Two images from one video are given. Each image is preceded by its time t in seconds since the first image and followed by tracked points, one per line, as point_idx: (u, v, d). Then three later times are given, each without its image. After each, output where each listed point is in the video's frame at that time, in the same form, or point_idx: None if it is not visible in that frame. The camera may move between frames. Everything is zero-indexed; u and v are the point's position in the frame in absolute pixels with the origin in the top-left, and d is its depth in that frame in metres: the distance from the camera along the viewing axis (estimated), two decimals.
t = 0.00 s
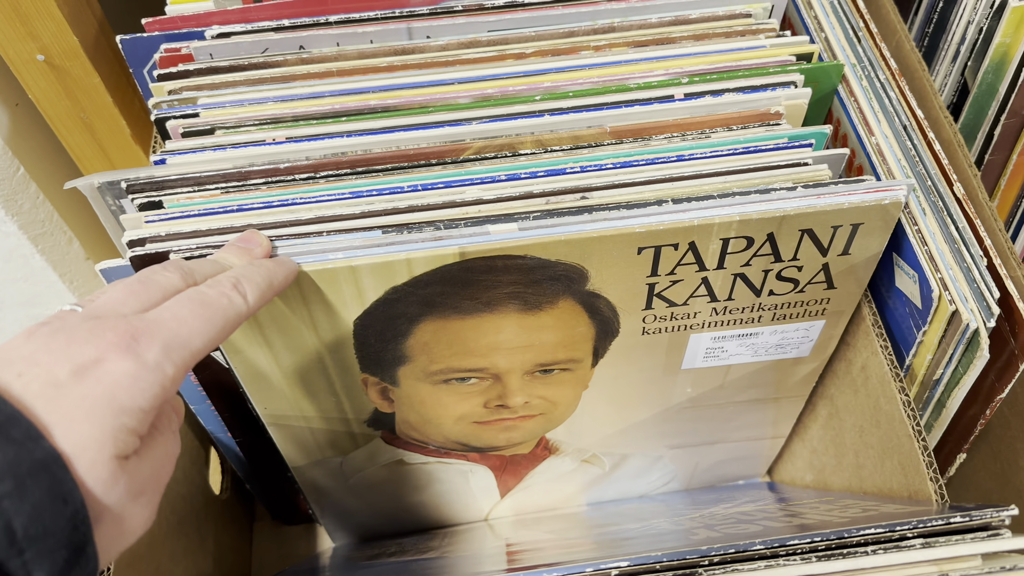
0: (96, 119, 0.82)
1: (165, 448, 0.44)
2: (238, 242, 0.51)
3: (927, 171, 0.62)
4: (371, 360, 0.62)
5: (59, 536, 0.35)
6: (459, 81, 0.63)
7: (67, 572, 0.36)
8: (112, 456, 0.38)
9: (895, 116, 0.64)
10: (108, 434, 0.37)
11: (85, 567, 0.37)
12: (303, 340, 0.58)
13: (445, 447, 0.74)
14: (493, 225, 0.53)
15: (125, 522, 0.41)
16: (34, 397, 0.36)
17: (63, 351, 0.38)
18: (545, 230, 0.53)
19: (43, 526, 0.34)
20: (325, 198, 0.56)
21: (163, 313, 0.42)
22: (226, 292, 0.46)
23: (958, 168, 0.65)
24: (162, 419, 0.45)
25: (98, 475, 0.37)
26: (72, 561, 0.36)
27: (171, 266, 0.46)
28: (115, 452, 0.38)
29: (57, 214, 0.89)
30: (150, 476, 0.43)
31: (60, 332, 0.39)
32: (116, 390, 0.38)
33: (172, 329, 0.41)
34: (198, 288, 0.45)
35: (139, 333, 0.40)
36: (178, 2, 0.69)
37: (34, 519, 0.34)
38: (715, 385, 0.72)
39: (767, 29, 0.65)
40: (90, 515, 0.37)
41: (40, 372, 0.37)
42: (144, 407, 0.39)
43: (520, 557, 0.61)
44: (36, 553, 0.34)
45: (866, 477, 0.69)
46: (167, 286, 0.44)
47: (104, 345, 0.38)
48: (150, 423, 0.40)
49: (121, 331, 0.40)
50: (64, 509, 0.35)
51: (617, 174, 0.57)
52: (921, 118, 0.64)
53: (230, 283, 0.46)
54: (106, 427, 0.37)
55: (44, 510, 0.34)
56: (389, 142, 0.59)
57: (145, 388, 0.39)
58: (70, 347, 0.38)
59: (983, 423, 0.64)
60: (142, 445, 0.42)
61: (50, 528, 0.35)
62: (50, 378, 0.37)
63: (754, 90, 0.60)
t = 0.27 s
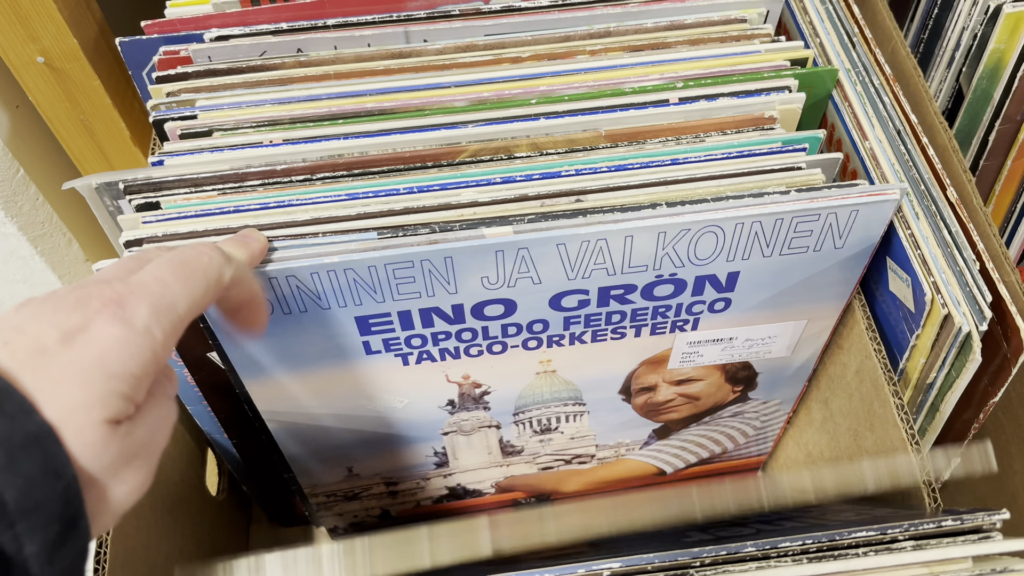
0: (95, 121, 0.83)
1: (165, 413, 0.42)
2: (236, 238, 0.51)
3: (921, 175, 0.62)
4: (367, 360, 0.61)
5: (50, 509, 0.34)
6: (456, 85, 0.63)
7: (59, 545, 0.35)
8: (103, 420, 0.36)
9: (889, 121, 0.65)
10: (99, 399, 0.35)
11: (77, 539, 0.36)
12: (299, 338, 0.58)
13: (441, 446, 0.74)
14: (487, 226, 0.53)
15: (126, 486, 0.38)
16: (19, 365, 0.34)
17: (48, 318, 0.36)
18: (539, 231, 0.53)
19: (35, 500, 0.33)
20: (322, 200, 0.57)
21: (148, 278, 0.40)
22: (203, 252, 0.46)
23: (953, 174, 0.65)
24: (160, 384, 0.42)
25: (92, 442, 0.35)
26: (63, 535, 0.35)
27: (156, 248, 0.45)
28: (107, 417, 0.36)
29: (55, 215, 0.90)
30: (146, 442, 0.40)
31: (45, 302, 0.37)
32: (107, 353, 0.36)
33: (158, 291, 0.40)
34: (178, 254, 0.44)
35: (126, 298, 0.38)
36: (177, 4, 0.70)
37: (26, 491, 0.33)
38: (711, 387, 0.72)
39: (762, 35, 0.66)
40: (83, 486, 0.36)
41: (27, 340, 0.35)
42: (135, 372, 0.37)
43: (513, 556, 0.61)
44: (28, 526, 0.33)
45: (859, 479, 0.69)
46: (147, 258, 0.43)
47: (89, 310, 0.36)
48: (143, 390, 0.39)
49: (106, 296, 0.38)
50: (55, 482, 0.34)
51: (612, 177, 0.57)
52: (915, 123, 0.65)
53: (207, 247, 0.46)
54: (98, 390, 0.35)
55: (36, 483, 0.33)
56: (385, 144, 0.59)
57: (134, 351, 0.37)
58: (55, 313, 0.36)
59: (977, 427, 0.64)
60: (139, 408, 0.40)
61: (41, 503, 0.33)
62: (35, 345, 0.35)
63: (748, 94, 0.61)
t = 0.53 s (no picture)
0: (104, 127, 0.83)
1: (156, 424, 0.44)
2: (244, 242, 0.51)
3: (927, 184, 0.63)
4: (372, 366, 0.61)
5: (44, 499, 0.35)
6: (464, 92, 0.63)
7: (52, 535, 0.36)
8: (99, 429, 0.38)
9: (895, 130, 0.65)
10: (95, 408, 0.37)
11: (70, 529, 0.37)
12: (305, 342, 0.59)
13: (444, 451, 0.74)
14: (495, 233, 0.54)
15: (113, 494, 0.40)
16: (24, 369, 0.36)
17: (55, 327, 0.38)
18: (548, 238, 0.53)
19: (28, 489, 0.34)
20: (331, 205, 0.57)
21: (156, 295, 0.42)
22: (220, 279, 0.46)
23: (958, 183, 0.65)
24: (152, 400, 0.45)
25: (85, 448, 0.37)
26: (57, 525, 0.36)
27: (171, 248, 0.46)
28: (102, 425, 0.38)
29: (63, 220, 0.90)
30: (139, 453, 0.42)
31: (52, 310, 0.39)
32: (108, 366, 0.38)
33: (164, 311, 0.42)
34: (194, 275, 0.45)
35: (131, 312, 0.40)
36: (187, 11, 0.70)
37: (20, 481, 0.34)
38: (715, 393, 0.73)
39: (768, 44, 0.66)
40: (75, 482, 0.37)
41: (32, 346, 0.37)
42: (133, 386, 0.39)
43: (518, 560, 0.61)
44: (22, 514, 0.34)
45: (866, 488, 0.69)
46: (165, 267, 0.44)
47: (96, 322, 0.39)
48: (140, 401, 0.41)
49: (113, 310, 0.40)
50: (49, 474, 0.35)
51: (619, 184, 0.57)
52: (921, 133, 0.65)
53: (225, 272, 0.46)
54: (96, 400, 0.37)
55: (29, 474, 0.35)
56: (394, 150, 0.59)
57: (134, 366, 0.39)
58: (61, 324, 0.38)
59: (983, 436, 0.64)
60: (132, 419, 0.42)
61: (36, 493, 0.35)
62: (41, 351, 0.37)
63: (755, 103, 0.61)
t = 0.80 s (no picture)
0: (111, 130, 0.83)
1: (164, 406, 0.45)
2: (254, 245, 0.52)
3: (932, 191, 0.63)
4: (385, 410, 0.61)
5: (49, 484, 0.36)
6: (472, 96, 0.64)
7: (57, 520, 0.37)
8: (106, 406, 0.38)
9: (901, 136, 0.65)
10: (102, 384, 0.38)
11: (76, 514, 0.38)
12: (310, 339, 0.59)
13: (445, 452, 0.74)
14: (503, 237, 0.54)
15: (123, 471, 0.41)
16: (31, 349, 0.36)
17: (60, 307, 0.38)
18: (555, 242, 0.53)
19: (33, 473, 0.35)
20: (338, 209, 0.57)
21: (158, 273, 0.43)
22: (221, 256, 0.46)
23: (963, 189, 0.66)
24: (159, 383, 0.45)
25: (93, 425, 0.37)
26: (63, 509, 0.37)
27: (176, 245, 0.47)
28: (109, 401, 0.38)
29: (69, 222, 0.90)
30: (146, 429, 0.43)
31: (57, 293, 0.39)
32: (113, 342, 0.39)
33: (167, 287, 0.42)
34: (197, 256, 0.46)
35: (135, 290, 0.41)
36: (195, 14, 0.70)
37: (25, 466, 0.35)
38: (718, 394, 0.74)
39: (775, 50, 0.66)
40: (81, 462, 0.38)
41: (38, 326, 0.37)
42: (140, 362, 0.40)
43: (522, 564, 0.61)
44: (27, 500, 0.35)
45: (871, 493, 0.69)
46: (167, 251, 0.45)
47: (100, 302, 0.39)
48: (147, 379, 0.41)
49: (117, 289, 0.40)
50: (54, 456, 0.36)
51: (626, 189, 0.57)
52: (927, 139, 0.65)
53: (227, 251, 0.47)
54: (102, 377, 0.38)
55: (34, 457, 0.35)
56: (402, 154, 0.60)
57: (140, 343, 0.40)
58: (65, 304, 0.38)
59: (988, 442, 0.64)
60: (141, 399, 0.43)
61: (41, 476, 0.35)
62: (46, 331, 0.37)
63: (761, 108, 0.61)
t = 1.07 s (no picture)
0: (115, 131, 0.83)
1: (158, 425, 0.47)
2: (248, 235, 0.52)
3: (937, 195, 0.63)
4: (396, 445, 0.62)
5: (50, 481, 0.36)
6: (476, 98, 0.64)
7: (55, 517, 0.37)
8: (106, 426, 0.40)
9: (905, 140, 0.65)
10: (104, 405, 0.40)
11: (73, 512, 0.38)
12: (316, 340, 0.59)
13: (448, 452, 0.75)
14: (507, 240, 0.54)
15: (111, 489, 0.43)
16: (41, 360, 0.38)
17: (74, 320, 0.40)
18: (559, 245, 0.54)
19: (35, 470, 0.36)
20: (343, 210, 0.57)
21: (171, 296, 0.44)
22: (236, 286, 0.48)
23: (967, 193, 0.66)
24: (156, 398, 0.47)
25: (92, 443, 0.39)
26: (60, 506, 0.37)
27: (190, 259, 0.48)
28: (110, 422, 0.40)
29: (72, 223, 0.90)
30: (139, 449, 0.45)
31: (75, 302, 0.41)
32: (120, 365, 0.40)
33: (178, 313, 0.44)
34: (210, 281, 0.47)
35: (146, 313, 0.42)
36: (200, 15, 0.70)
37: (26, 462, 0.35)
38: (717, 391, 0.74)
39: (779, 53, 0.66)
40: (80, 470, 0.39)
41: (51, 339, 0.39)
42: (142, 385, 0.42)
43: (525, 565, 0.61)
44: (26, 495, 0.35)
45: (874, 497, 0.69)
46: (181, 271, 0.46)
47: (114, 321, 0.41)
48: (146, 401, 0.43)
49: (130, 309, 0.42)
50: (54, 455, 0.37)
51: (630, 192, 0.57)
52: (931, 142, 0.65)
53: (240, 278, 0.48)
54: (105, 398, 0.40)
55: (34, 455, 0.36)
56: (406, 155, 0.60)
57: (147, 367, 0.41)
58: (80, 319, 0.40)
59: (992, 446, 0.64)
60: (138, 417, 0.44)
61: (40, 473, 0.36)
62: (58, 345, 0.39)
63: (766, 112, 0.61)
